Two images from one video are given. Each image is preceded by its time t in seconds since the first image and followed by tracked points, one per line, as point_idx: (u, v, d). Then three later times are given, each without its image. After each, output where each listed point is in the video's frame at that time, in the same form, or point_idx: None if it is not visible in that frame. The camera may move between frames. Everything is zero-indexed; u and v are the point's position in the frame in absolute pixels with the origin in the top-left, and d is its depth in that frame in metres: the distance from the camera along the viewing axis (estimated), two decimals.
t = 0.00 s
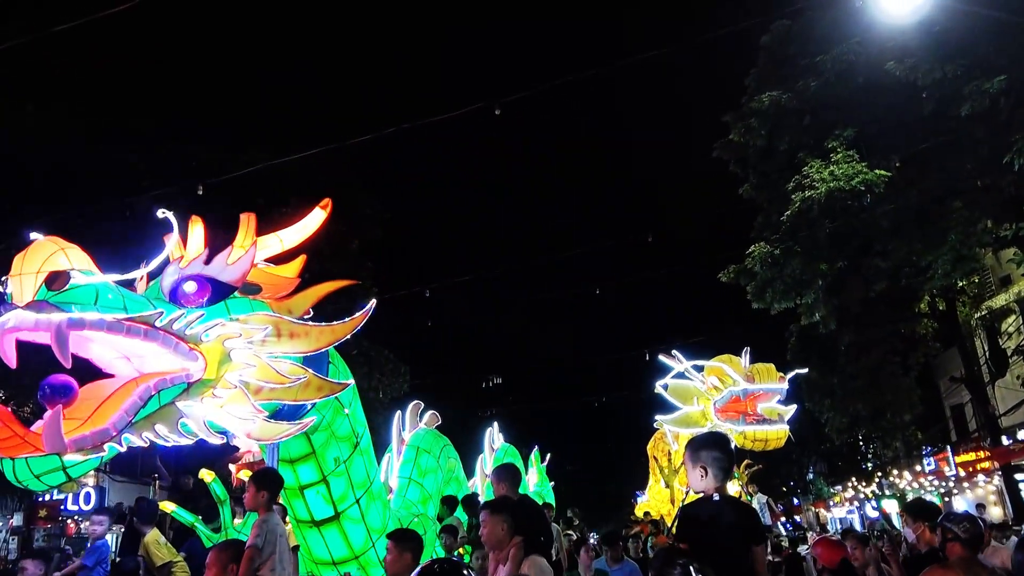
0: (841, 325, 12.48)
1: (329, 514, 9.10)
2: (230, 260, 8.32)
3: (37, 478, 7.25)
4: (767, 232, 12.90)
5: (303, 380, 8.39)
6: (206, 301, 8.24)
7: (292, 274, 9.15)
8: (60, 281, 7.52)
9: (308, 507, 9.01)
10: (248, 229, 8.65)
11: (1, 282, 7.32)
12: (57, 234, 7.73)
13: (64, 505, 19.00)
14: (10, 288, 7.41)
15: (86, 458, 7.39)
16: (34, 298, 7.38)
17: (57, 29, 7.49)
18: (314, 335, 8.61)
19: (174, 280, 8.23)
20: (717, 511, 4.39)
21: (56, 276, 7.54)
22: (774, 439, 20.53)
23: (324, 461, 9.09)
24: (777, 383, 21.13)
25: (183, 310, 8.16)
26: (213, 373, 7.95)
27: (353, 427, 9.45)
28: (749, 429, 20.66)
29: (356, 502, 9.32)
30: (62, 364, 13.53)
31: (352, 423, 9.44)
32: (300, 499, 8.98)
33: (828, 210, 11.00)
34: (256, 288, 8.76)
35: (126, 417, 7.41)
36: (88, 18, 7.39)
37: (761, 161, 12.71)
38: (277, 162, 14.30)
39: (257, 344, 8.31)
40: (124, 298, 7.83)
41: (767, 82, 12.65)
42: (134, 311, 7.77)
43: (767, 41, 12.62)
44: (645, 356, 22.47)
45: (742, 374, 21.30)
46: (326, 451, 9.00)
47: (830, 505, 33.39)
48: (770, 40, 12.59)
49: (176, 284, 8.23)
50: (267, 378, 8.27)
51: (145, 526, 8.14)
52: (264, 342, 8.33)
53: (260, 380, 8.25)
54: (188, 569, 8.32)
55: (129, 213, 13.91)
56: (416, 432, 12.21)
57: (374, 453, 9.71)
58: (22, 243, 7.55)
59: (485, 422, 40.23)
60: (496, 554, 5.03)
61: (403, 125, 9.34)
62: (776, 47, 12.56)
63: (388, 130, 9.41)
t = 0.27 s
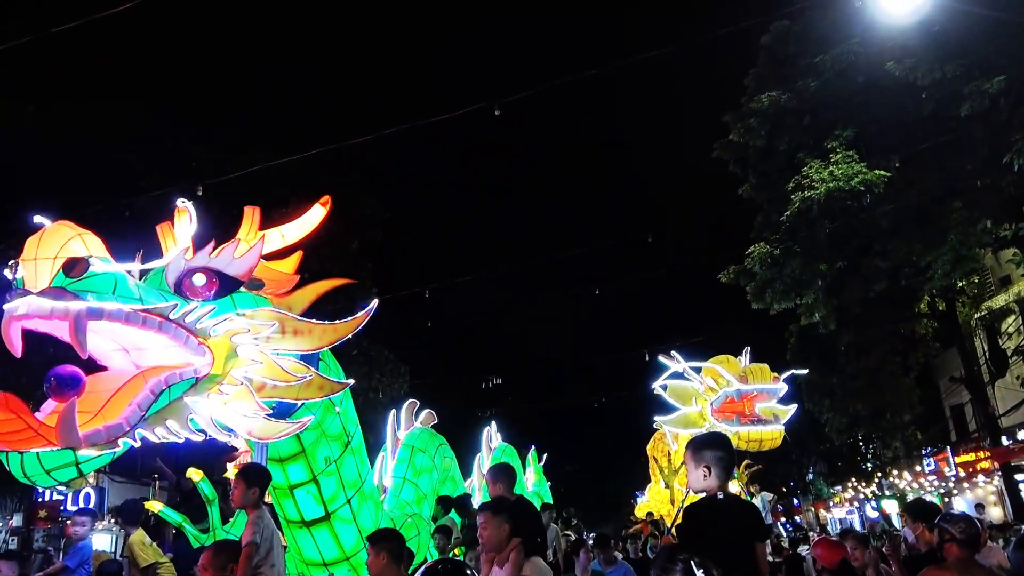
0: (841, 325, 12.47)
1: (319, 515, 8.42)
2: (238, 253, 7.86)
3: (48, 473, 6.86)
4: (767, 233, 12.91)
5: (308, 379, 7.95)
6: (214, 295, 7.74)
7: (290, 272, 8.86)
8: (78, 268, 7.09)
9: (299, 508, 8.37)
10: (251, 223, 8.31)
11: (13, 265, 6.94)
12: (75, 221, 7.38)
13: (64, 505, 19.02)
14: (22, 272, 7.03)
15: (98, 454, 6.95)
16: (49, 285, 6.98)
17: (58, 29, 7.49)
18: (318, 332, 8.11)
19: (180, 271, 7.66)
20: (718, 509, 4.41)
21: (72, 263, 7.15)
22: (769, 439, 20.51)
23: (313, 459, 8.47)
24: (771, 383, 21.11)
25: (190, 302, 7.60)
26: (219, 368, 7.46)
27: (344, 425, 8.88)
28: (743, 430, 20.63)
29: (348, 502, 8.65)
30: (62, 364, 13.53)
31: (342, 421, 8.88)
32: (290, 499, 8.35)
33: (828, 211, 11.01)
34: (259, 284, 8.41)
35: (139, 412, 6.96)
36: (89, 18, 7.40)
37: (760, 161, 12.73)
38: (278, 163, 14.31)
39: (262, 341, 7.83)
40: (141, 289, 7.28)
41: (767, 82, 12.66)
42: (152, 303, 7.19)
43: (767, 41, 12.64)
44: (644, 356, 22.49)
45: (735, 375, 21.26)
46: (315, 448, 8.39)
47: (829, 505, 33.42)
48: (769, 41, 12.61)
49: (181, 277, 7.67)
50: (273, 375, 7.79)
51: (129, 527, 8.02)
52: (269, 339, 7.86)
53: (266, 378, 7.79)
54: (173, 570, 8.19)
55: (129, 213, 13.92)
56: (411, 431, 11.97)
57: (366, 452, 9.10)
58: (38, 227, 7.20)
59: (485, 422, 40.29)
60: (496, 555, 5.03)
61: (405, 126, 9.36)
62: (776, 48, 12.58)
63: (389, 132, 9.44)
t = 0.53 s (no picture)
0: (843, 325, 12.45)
1: (311, 515, 7.95)
2: (247, 247, 7.65)
3: (68, 469, 6.57)
4: (768, 233, 12.91)
5: (316, 377, 7.77)
6: (225, 289, 7.51)
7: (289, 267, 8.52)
8: (106, 256, 6.91)
9: (290, 508, 7.92)
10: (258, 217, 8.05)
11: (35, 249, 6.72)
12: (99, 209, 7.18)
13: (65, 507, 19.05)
14: (45, 258, 6.83)
15: (123, 450, 6.69)
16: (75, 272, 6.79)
17: (59, 31, 7.51)
18: (322, 330, 7.89)
19: (190, 264, 7.45)
20: (721, 508, 4.41)
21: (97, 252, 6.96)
22: (765, 439, 20.55)
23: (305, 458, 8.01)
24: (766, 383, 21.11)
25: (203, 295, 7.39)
26: (229, 364, 7.27)
27: (337, 423, 8.41)
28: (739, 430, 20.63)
29: (341, 501, 8.16)
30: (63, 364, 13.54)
31: (335, 419, 8.41)
32: (281, 499, 7.90)
33: (829, 210, 11.01)
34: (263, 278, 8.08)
35: (158, 407, 6.77)
36: (90, 19, 7.42)
37: (761, 161, 12.73)
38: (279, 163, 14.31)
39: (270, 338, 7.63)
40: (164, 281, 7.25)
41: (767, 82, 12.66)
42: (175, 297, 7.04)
43: (767, 41, 12.65)
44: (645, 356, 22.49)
45: (731, 376, 21.21)
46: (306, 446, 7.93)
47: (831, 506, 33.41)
48: (770, 40, 12.61)
49: (191, 270, 7.45)
50: (281, 373, 7.57)
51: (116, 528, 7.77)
52: (276, 336, 7.64)
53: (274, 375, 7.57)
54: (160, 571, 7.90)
55: (130, 214, 13.93)
56: (408, 430, 11.91)
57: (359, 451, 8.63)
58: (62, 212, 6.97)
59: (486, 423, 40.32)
60: (496, 555, 5.01)
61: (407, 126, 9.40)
62: (776, 47, 12.58)
63: (390, 133, 9.48)
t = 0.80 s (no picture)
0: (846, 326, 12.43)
1: (302, 516, 7.52)
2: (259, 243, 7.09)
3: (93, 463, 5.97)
4: (771, 233, 12.92)
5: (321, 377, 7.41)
6: (237, 285, 6.91)
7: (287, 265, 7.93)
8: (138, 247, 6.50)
9: (282, 507, 7.48)
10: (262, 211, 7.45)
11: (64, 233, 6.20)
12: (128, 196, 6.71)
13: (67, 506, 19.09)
14: (75, 245, 6.33)
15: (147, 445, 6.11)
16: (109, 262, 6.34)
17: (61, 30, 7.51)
18: (327, 329, 7.52)
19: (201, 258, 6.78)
20: (726, 509, 4.39)
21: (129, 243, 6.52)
22: (761, 440, 20.63)
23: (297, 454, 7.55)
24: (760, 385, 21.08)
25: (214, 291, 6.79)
26: (242, 358, 6.86)
27: (331, 420, 7.94)
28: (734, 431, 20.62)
29: (335, 501, 7.74)
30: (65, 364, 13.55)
31: (329, 416, 7.94)
32: (272, 499, 7.45)
33: (832, 211, 11.00)
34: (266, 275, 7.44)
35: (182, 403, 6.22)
36: (92, 18, 7.42)
37: (765, 162, 12.71)
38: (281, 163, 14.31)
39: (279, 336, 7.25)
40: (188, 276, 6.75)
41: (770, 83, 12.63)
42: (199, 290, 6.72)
43: (770, 42, 12.62)
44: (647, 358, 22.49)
45: (725, 377, 21.17)
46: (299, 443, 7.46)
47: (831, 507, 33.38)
48: (773, 41, 12.59)
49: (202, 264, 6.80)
50: (289, 370, 7.20)
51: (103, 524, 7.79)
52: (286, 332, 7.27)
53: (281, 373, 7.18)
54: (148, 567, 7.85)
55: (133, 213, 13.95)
56: (404, 429, 11.92)
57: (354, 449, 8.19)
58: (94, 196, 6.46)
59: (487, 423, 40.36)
60: (494, 556, 5.01)
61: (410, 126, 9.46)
62: (779, 48, 12.57)
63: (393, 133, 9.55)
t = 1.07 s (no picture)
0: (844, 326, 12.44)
1: (293, 518, 7.44)
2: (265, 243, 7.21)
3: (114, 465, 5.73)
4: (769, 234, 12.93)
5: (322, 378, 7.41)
6: (246, 285, 6.84)
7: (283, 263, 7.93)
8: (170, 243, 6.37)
9: (272, 509, 7.38)
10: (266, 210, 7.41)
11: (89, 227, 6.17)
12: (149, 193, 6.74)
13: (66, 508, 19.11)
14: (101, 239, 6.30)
15: (170, 446, 5.92)
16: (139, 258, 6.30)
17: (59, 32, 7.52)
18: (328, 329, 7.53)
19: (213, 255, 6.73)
20: (727, 509, 4.39)
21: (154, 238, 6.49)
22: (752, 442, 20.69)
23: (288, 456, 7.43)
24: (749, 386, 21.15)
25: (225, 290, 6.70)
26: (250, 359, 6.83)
27: (322, 420, 7.81)
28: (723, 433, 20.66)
29: (326, 501, 7.65)
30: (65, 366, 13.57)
31: (320, 415, 7.80)
32: (262, 500, 7.34)
33: (830, 211, 11.01)
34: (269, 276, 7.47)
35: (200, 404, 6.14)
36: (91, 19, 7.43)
37: (762, 163, 12.74)
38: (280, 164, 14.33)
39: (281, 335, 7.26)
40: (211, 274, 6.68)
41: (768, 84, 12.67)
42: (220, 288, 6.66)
43: (768, 43, 12.67)
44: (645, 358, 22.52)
45: (714, 380, 21.33)
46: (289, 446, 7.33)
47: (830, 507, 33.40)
48: (770, 42, 12.63)
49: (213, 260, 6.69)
50: (292, 371, 7.20)
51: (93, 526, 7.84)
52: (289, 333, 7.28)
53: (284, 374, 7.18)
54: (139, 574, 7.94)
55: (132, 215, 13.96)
56: (399, 429, 11.91)
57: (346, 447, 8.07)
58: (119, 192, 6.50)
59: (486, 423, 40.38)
60: (490, 556, 5.00)
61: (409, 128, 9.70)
62: (777, 48, 12.61)
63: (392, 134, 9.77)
